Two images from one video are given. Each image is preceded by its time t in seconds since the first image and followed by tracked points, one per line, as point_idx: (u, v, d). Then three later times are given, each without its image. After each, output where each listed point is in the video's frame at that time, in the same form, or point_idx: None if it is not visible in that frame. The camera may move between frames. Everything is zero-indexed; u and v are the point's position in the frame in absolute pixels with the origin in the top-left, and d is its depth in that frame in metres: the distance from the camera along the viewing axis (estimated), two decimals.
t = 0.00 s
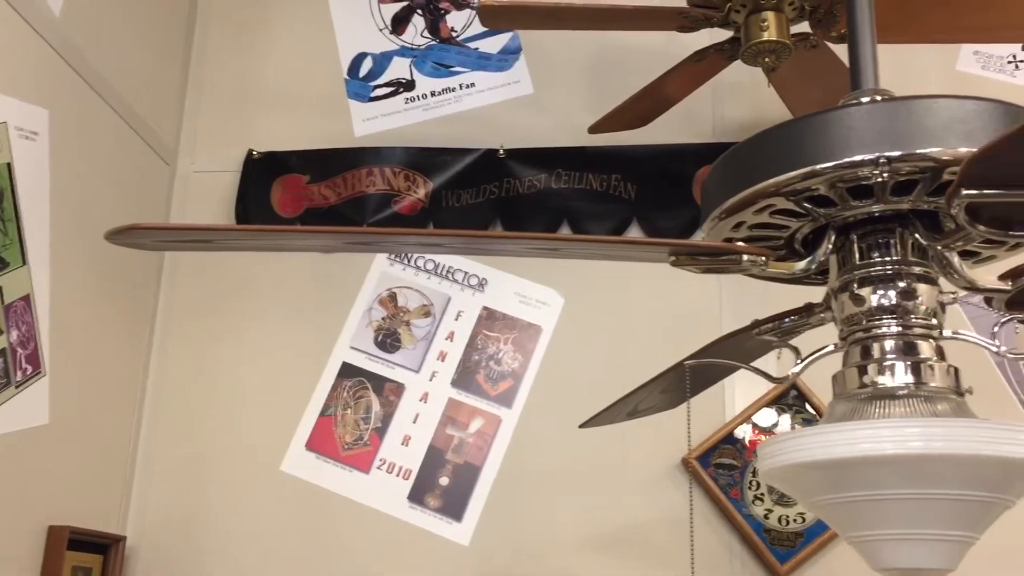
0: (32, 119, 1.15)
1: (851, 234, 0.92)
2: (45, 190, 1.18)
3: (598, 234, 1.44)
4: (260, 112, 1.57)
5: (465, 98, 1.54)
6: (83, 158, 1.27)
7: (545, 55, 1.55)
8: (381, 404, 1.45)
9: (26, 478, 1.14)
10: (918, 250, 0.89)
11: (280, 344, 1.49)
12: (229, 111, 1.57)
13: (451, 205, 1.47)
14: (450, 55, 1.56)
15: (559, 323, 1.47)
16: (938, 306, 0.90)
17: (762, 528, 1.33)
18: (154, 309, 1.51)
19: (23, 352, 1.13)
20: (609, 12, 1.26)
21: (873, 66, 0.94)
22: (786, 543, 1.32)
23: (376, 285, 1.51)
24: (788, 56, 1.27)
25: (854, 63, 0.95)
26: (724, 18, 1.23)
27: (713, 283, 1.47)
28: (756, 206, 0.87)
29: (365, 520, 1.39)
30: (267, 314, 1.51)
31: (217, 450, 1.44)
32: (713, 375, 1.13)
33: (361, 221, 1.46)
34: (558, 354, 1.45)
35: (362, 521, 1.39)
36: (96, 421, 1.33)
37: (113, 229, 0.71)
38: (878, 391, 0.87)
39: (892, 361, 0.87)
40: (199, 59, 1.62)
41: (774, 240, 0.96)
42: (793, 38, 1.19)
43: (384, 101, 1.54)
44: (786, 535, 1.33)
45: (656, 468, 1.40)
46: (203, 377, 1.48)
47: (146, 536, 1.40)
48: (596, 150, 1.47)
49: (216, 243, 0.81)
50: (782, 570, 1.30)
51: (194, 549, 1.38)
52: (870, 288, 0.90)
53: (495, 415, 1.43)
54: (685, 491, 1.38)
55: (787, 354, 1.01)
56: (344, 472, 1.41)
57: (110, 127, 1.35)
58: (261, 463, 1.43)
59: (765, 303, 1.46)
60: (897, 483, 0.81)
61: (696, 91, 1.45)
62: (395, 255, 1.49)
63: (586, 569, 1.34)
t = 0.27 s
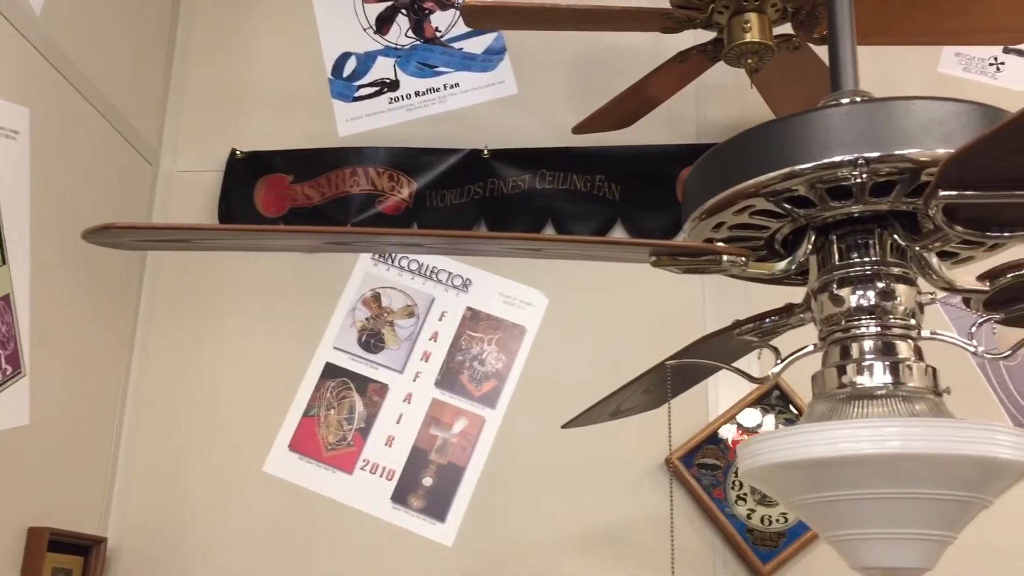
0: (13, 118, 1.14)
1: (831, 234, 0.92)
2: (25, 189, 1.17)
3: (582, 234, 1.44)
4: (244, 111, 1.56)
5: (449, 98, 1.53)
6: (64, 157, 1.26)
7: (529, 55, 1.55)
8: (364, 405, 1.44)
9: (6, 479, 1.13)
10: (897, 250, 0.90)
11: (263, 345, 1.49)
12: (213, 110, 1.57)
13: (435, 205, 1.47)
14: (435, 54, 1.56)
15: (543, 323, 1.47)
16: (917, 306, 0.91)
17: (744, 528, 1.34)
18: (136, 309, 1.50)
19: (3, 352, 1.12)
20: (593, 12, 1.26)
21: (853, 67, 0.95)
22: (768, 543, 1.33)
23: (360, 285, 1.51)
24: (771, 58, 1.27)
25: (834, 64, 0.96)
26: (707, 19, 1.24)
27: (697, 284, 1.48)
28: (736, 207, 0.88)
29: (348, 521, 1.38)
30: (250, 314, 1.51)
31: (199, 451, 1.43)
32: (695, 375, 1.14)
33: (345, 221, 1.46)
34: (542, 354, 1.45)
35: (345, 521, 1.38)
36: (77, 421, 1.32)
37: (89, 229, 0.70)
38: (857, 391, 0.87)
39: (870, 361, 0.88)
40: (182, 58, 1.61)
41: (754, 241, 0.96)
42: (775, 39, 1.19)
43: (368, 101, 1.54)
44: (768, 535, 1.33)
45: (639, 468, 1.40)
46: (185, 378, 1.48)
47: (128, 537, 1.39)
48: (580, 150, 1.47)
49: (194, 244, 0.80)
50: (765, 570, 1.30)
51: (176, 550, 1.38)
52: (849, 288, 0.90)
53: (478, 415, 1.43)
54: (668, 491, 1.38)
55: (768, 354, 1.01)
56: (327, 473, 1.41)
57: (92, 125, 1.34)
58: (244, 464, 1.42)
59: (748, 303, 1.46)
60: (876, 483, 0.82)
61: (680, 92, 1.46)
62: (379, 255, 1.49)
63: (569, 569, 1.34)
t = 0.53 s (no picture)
0: None
1: (805, 235, 0.92)
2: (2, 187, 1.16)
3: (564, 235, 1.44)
4: (225, 110, 1.55)
5: (431, 97, 1.53)
6: (42, 155, 1.25)
7: (511, 55, 1.55)
8: (345, 405, 1.44)
9: None
10: (871, 251, 0.90)
11: (243, 344, 1.48)
12: (193, 109, 1.56)
13: (417, 204, 1.47)
14: (417, 54, 1.55)
15: (524, 323, 1.47)
16: (890, 307, 0.91)
17: (724, 528, 1.34)
18: (115, 308, 1.49)
19: None
20: (574, 13, 1.26)
21: (828, 68, 0.95)
22: (748, 543, 1.33)
23: (341, 285, 1.50)
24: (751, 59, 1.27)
25: (810, 66, 0.96)
26: (687, 21, 1.24)
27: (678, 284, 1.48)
28: (711, 207, 0.88)
29: (328, 521, 1.38)
30: (231, 314, 1.50)
31: (179, 451, 1.42)
32: (674, 375, 1.14)
33: (326, 221, 1.46)
34: (524, 354, 1.45)
35: (325, 522, 1.38)
36: (54, 421, 1.31)
37: (59, 228, 0.70)
38: (830, 391, 0.88)
39: (844, 362, 0.88)
40: (163, 56, 1.60)
41: (730, 242, 0.96)
42: (755, 41, 1.19)
43: (350, 100, 1.54)
44: (747, 534, 1.34)
45: (620, 468, 1.40)
46: (165, 377, 1.47)
47: (106, 538, 1.38)
48: (562, 150, 1.47)
49: (167, 243, 0.80)
50: (744, 569, 1.31)
51: (155, 551, 1.37)
52: (823, 289, 0.91)
53: (459, 415, 1.43)
54: (649, 491, 1.39)
55: (744, 355, 1.01)
56: (307, 474, 1.40)
57: (71, 123, 1.33)
58: (224, 464, 1.41)
59: (729, 304, 1.47)
60: (849, 483, 0.82)
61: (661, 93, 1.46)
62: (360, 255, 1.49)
63: (549, 569, 1.34)
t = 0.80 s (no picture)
0: None
1: (776, 236, 0.93)
2: None
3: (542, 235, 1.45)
4: (202, 108, 1.55)
5: (410, 96, 1.53)
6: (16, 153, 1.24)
7: (490, 55, 1.55)
8: (322, 404, 1.44)
9: None
10: (841, 252, 0.91)
11: (220, 343, 1.47)
12: (171, 107, 1.55)
13: (395, 203, 1.46)
14: (396, 53, 1.55)
15: (502, 322, 1.47)
16: (859, 307, 0.92)
17: (700, 527, 1.35)
18: (91, 307, 1.48)
19: None
20: (552, 13, 1.26)
21: (800, 69, 0.96)
22: (724, 542, 1.34)
23: (318, 284, 1.50)
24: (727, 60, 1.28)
25: (781, 67, 0.97)
26: (665, 22, 1.24)
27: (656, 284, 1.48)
28: (682, 207, 0.88)
29: (304, 521, 1.38)
30: (208, 313, 1.50)
31: (155, 450, 1.42)
32: (648, 375, 1.14)
33: (304, 219, 1.45)
34: (501, 353, 1.45)
35: (301, 522, 1.38)
36: (28, 421, 1.30)
37: (22, 225, 0.70)
38: (799, 391, 0.88)
39: (814, 362, 0.89)
40: (140, 54, 1.60)
41: (702, 242, 0.96)
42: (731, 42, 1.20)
43: (329, 99, 1.53)
44: (723, 534, 1.34)
45: (597, 468, 1.40)
46: (141, 376, 1.46)
47: (80, 538, 1.37)
48: (540, 150, 1.47)
49: (134, 241, 0.80)
50: (720, 568, 1.31)
51: (130, 551, 1.36)
52: (793, 289, 0.91)
53: (437, 415, 1.43)
54: (626, 491, 1.39)
55: (717, 355, 1.01)
56: (283, 473, 1.40)
57: (46, 121, 1.32)
58: (200, 464, 1.41)
59: (707, 304, 1.47)
60: (817, 483, 0.83)
61: (639, 93, 1.46)
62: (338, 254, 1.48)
63: (526, 569, 1.35)
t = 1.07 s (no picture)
0: None
1: (748, 235, 0.93)
2: None
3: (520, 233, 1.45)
4: (179, 104, 1.54)
5: (389, 94, 1.53)
6: None
7: (470, 53, 1.55)
8: (299, 402, 1.43)
9: None
10: (812, 252, 0.91)
11: (196, 341, 1.47)
12: (148, 102, 1.54)
13: (374, 201, 1.46)
14: (375, 50, 1.55)
15: (480, 321, 1.47)
16: (830, 307, 0.92)
17: (676, 526, 1.35)
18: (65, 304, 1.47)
19: None
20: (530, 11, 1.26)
21: (773, 69, 0.96)
22: (700, 540, 1.34)
23: (296, 282, 1.49)
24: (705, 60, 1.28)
25: (755, 68, 0.97)
26: (643, 21, 1.24)
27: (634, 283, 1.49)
28: (654, 206, 0.88)
29: (280, 519, 1.37)
30: (184, 310, 1.49)
31: (129, 448, 1.41)
32: (623, 374, 1.14)
33: (281, 216, 1.45)
34: (479, 352, 1.45)
35: (277, 520, 1.37)
36: None
37: None
38: (770, 390, 0.89)
39: (785, 361, 0.89)
40: (116, 49, 1.58)
41: (675, 241, 0.97)
42: (708, 42, 1.20)
43: (307, 96, 1.53)
44: (699, 532, 1.35)
45: (574, 466, 1.40)
46: (116, 374, 1.45)
47: (53, 537, 1.36)
48: (519, 149, 1.47)
49: (100, 238, 0.79)
50: (696, 566, 1.32)
51: (103, 550, 1.35)
52: (765, 289, 0.92)
53: (414, 413, 1.42)
54: (603, 489, 1.39)
55: (690, 354, 1.02)
56: (259, 471, 1.39)
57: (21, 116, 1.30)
58: (175, 462, 1.40)
59: (685, 303, 1.48)
60: (786, 481, 0.83)
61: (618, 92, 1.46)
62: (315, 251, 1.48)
63: (502, 568, 1.34)
